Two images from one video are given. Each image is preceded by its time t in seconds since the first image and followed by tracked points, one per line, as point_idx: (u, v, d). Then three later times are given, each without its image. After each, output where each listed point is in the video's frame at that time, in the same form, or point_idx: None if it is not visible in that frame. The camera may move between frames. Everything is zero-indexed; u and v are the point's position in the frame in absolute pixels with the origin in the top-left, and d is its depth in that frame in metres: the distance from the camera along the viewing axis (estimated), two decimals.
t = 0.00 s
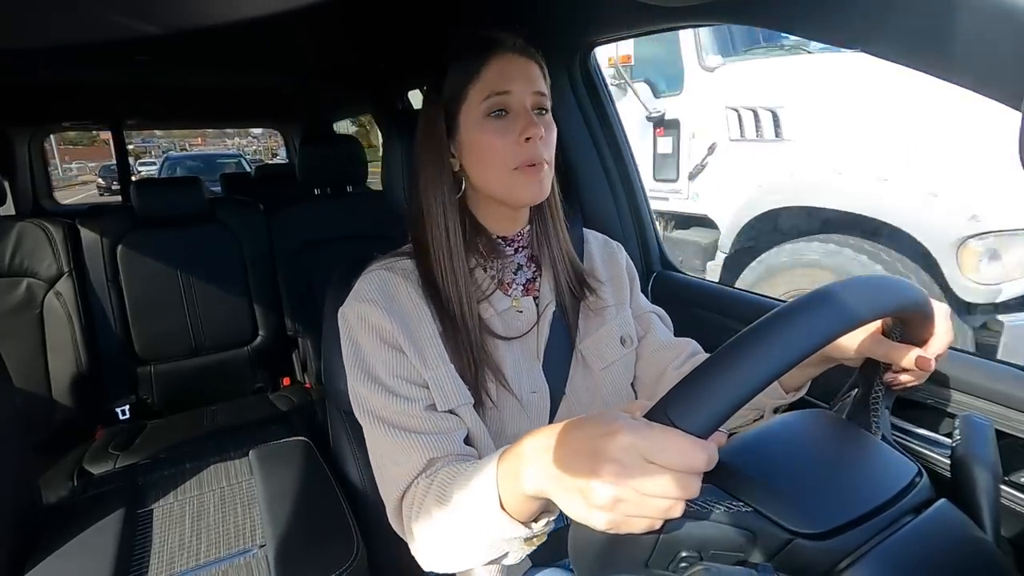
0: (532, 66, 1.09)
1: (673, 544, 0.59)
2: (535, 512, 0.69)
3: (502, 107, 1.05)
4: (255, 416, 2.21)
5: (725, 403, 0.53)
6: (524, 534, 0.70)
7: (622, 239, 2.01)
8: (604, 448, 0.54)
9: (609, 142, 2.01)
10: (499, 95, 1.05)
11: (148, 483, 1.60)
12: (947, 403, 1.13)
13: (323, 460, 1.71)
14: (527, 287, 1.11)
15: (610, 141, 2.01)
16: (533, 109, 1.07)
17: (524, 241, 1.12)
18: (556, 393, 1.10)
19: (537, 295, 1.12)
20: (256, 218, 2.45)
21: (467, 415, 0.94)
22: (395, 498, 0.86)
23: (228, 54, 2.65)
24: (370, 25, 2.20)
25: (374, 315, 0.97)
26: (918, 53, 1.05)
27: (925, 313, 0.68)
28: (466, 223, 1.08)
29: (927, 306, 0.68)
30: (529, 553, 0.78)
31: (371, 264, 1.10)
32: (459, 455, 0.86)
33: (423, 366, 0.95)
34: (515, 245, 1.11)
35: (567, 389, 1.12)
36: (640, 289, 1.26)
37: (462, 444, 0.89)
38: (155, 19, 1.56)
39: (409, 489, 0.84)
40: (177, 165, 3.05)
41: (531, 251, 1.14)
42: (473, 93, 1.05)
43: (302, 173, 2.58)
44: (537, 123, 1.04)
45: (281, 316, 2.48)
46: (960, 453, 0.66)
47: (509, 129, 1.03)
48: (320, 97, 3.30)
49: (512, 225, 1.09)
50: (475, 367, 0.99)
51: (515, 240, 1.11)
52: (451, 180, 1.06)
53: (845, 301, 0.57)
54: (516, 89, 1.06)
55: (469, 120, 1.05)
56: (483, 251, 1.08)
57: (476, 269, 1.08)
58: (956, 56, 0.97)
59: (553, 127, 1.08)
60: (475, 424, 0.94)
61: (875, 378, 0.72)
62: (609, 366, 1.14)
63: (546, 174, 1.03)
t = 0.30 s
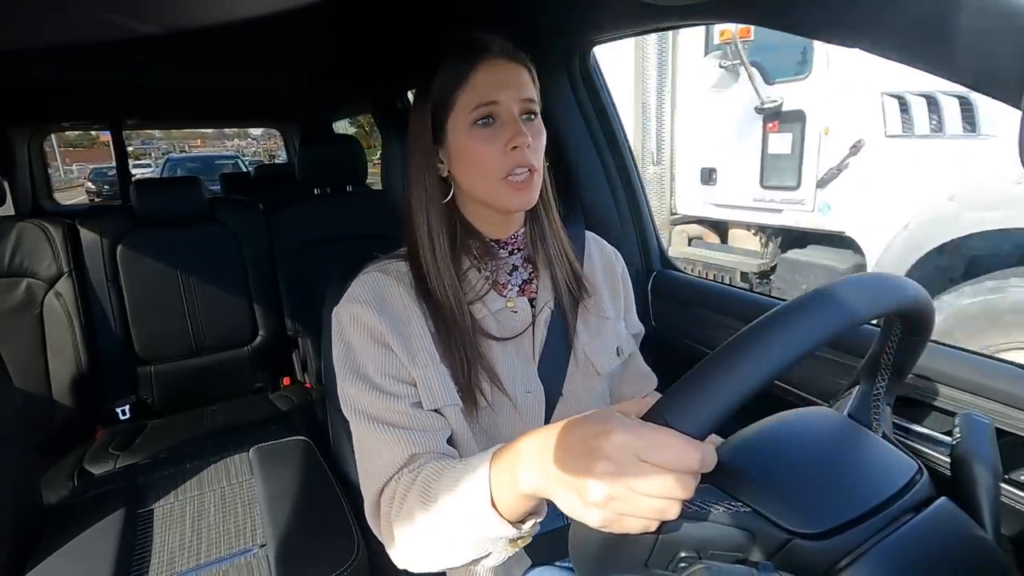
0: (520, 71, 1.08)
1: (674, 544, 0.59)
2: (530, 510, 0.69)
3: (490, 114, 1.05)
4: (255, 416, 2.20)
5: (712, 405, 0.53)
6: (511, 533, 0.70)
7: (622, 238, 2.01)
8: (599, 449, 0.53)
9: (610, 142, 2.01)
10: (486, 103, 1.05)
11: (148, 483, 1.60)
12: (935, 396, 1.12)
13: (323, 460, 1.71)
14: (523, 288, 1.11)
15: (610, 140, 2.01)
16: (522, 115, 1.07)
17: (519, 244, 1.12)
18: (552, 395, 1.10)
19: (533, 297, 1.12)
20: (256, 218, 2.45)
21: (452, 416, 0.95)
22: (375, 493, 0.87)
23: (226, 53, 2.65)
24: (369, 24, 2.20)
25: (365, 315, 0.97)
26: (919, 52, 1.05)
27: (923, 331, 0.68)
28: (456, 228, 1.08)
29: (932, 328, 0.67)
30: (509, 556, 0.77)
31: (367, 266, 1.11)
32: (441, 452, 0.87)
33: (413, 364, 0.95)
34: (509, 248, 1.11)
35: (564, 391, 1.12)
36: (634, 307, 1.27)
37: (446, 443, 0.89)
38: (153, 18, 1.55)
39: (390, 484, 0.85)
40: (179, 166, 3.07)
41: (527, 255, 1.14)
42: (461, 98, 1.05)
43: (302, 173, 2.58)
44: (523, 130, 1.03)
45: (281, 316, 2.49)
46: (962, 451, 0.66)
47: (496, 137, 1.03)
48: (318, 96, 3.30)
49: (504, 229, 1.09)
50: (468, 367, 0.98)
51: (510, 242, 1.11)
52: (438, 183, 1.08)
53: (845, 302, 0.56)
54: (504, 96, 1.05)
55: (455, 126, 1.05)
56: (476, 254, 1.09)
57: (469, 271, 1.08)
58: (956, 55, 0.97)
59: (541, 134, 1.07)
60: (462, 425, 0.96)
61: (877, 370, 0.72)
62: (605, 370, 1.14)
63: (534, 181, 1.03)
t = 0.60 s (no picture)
0: (528, 71, 1.08)
1: (667, 559, 0.59)
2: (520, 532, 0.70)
3: (497, 113, 1.05)
4: (255, 416, 2.21)
5: (709, 417, 0.53)
6: (508, 551, 0.71)
7: (622, 239, 2.01)
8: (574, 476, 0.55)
9: (610, 141, 2.01)
10: (494, 101, 1.04)
11: (148, 483, 1.60)
12: (935, 398, 1.13)
13: (324, 460, 1.71)
14: (528, 291, 1.11)
15: (610, 141, 2.01)
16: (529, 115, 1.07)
17: (525, 246, 1.12)
18: (558, 398, 1.10)
19: (538, 300, 1.12)
20: (256, 217, 2.45)
21: (459, 428, 0.96)
22: (384, 507, 0.89)
23: (226, 53, 2.64)
24: (369, 24, 2.20)
25: (371, 322, 0.97)
26: (919, 54, 1.05)
27: (922, 330, 0.67)
28: (464, 229, 1.08)
29: (932, 324, 0.67)
30: (513, 570, 0.77)
31: (372, 267, 1.11)
32: (448, 469, 0.88)
33: (416, 376, 0.96)
34: (516, 250, 1.10)
35: (568, 394, 1.12)
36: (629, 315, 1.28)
37: (451, 459, 0.91)
38: (152, 17, 1.55)
39: (396, 501, 0.87)
40: (178, 168, 3.10)
41: (534, 256, 1.13)
42: (470, 96, 1.05)
43: (301, 173, 2.58)
44: (531, 130, 1.03)
45: (280, 316, 2.49)
46: (961, 453, 0.66)
47: (503, 136, 1.02)
48: (318, 96, 3.30)
49: (511, 231, 1.08)
50: (472, 373, 0.99)
51: (517, 245, 1.10)
52: (446, 183, 1.07)
53: (847, 305, 0.56)
54: (511, 95, 1.05)
55: (464, 125, 1.05)
56: (483, 255, 1.08)
57: (475, 271, 1.08)
58: (955, 57, 0.97)
59: (549, 134, 1.07)
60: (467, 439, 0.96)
61: (883, 362, 0.72)
62: (609, 373, 1.15)
63: (541, 180, 1.02)
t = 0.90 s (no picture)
0: (543, 74, 1.08)
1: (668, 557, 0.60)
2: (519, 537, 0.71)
3: (511, 113, 1.04)
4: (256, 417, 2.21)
5: (713, 413, 0.53)
6: (508, 554, 0.72)
7: (622, 238, 2.01)
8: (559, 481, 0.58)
9: (610, 140, 2.00)
10: (509, 102, 1.04)
11: (150, 485, 1.60)
12: (936, 395, 1.13)
13: (325, 460, 1.72)
14: (533, 291, 1.11)
15: (610, 140, 2.00)
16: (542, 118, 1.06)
17: (532, 246, 1.12)
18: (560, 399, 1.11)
19: (543, 300, 1.12)
20: (256, 218, 2.45)
21: (461, 428, 0.95)
22: (387, 501, 0.89)
23: (226, 54, 2.64)
24: (369, 24, 2.20)
25: (378, 317, 0.97)
26: (918, 51, 1.05)
27: (926, 329, 0.67)
28: (473, 227, 1.08)
29: (932, 323, 0.67)
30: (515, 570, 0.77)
31: (379, 264, 1.11)
32: (447, 469, 0.89)
33: (421, 376, 0.96)
34: (523, 249, 1.11)
35: (572, 393, 1.12)
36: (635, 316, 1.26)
37: (451, 459, 0.91)
38: (152, 19, 1.55)
39: (396, 500, 0.88)
40: (178, 168, 2.99)
41: (540, 257, 1.14)
42: (485, 95, 1.04)
43: (302, 173, 2.58)
44: (544, 130, 1.03)
45: (281, 317, 2.49)
46: (961, 449, 0.66)
47: (517, 135, 1.02)
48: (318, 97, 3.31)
49: (519, 231, 1.08)
50: (474, 373, 0.98)
51: (523, 245, 1.10)
52: (458, 181, 1.07)
53: (848, 302, 0.56)
54: (525, 97, 1.05)
55: (478, 125, 1.04)
56: (491, 254, 1.08)
57: (483, 270, 1.08)
58: (956, 54, 0.97)
59: (561, 136, 1.06)
60: (466, 437, 0.95)
61: (883, 359, 0.72)
62: (612, 375, 1.15)
63: (552, 181, 1.02)
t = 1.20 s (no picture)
0: (544, 76, 1.07)
1: (672, 554, 0.57)
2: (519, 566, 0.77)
3: (512, 116, 1.04)
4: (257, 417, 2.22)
5: (713, 413, 0.53)
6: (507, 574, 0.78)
7: (622, 239, 2.00)
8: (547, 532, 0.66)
9: (610, 140, 2.00)
10: (512, 105, 1.03)
11: (150, 486, 1.60)
12: (935, 394, 1.13)
13: (325, 460, 1.72)
14: (529, 291, 1.12)
15: (610, 140, 2.00)
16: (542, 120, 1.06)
17: (529, 246, 1.12)
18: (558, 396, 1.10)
19: (539, 300, 1.12)
20: (256, 219, 2.45)
21: (447, 429, 0.98)
22: (382, 501, 0.98)
23: (226, 55, 2.64)
24: (368, 24, 2.20)
25: (373, 318, 0.99)
26: (917, 50, 1.05)
27: (925, 329, 0.67)
28: (470, 227, 1.08)
29: (930, 324, 0.67)
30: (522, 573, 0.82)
31: (378, 263, 1.12)
32: (443, 479, 0.96)
33: (415, 378, 0.99)
34: (519, 249, 1.11)
35: (569, 391, 1.12)
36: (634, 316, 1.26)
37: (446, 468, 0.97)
38: (152, 20, 1.55)
39: (392, 501, 0.96)
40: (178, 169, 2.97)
41: (536, 256, 1.14)
42: (488, 96, 1.03)
43: (302, 173, 2.58)
44: (545, 134, 1.03)
45: (281, 317, 2.49)
46: (961, 449, 0.66)
47: (517, 138, 1.02)
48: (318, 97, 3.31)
49: (517, 231, 1.08)
50: (467, 373, 0.99)
51: (521, 245, 1.11)
52: (457, 181, 1.06)
53: (843, 302, 0.56)
54: (526, 99, 1.04)
55: (479, 126, 1.04)
56: (487, 254, 1.09)
57: (479, 270, 1.09)
58: (954, 53, 0.97)
59: (560, 139, 1.07)
60: (454, 444, 0.97)
61: (883, 360, 0.72)
62: (610, 374, 1.15)
63: (550, 185, 1.02)
